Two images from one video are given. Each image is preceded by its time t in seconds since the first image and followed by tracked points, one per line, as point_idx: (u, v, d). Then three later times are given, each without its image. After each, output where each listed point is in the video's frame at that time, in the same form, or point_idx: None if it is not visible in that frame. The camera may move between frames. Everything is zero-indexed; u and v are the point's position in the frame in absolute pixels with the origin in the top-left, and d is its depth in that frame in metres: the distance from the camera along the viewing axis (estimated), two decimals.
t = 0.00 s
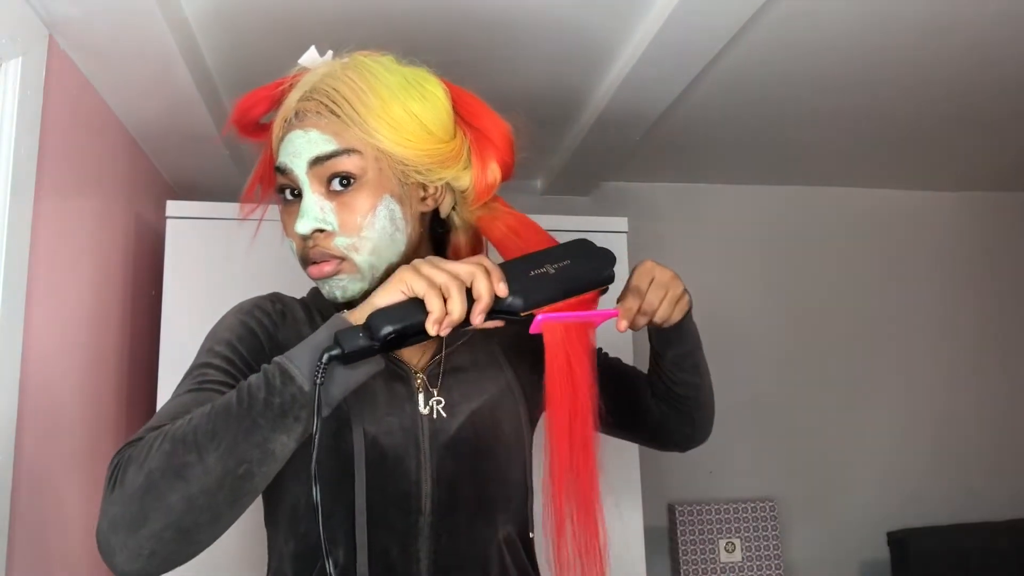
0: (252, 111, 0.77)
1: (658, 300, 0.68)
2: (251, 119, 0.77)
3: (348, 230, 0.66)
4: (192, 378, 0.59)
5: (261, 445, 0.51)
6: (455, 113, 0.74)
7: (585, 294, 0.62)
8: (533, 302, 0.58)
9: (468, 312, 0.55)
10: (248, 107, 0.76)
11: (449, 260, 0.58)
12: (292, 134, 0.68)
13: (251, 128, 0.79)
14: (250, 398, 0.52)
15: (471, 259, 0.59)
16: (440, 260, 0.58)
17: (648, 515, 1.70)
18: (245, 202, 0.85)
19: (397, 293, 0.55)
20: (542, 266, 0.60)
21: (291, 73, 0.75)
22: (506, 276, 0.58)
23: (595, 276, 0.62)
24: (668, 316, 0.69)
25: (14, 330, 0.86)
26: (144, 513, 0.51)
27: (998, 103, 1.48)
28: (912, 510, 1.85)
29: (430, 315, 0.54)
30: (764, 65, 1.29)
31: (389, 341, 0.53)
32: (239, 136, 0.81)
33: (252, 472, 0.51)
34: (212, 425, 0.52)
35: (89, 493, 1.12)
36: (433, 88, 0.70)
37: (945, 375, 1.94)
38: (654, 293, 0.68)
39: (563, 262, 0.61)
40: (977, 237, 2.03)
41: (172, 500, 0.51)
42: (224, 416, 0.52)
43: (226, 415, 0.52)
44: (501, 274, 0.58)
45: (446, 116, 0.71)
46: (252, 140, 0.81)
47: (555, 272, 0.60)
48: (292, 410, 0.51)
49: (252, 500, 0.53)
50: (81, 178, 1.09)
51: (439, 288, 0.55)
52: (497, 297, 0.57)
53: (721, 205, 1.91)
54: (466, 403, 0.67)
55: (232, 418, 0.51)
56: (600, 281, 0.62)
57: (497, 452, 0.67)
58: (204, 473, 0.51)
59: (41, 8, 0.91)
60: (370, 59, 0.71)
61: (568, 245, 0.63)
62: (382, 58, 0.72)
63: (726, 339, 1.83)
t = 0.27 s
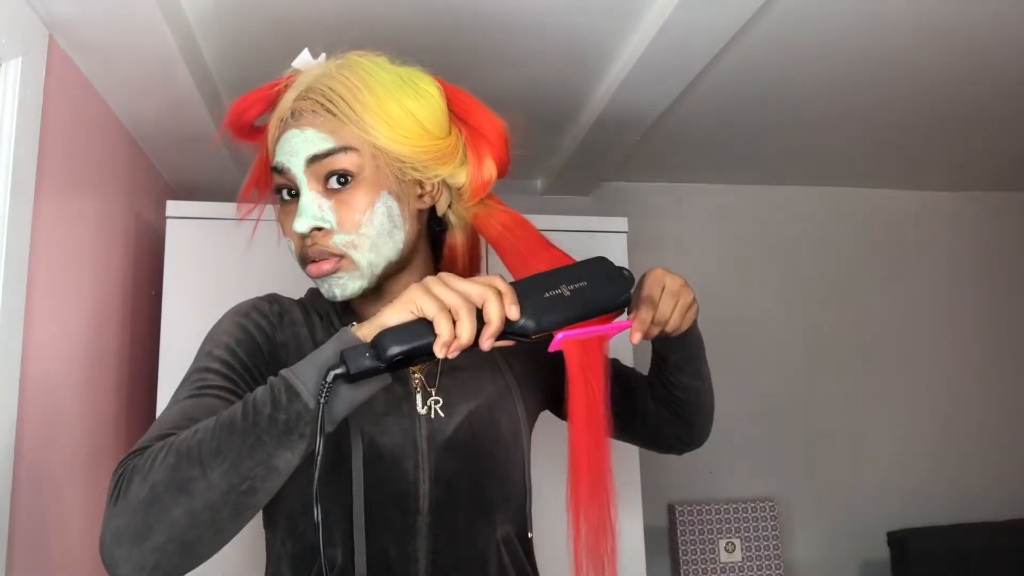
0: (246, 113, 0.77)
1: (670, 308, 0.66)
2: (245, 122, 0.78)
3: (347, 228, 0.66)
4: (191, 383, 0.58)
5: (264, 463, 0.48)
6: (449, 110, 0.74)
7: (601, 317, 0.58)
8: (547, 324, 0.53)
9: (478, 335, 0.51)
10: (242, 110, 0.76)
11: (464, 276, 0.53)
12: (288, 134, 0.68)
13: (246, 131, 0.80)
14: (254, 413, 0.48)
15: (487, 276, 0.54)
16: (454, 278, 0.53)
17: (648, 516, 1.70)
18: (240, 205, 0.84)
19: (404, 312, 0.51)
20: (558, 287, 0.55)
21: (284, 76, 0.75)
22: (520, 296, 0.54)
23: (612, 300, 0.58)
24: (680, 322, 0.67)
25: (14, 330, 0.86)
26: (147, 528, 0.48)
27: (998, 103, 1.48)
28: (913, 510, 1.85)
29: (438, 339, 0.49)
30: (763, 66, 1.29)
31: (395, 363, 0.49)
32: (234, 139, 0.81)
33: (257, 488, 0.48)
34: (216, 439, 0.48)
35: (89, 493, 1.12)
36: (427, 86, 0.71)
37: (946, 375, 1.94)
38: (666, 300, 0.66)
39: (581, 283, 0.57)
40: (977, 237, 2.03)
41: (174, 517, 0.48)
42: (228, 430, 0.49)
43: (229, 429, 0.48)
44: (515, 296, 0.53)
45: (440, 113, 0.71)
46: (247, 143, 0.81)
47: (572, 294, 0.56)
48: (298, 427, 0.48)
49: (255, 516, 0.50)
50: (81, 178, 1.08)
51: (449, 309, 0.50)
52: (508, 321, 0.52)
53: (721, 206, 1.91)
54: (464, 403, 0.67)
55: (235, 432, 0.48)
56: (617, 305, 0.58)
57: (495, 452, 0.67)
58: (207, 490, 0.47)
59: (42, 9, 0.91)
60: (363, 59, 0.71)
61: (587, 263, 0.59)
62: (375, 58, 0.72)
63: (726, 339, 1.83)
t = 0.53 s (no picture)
0: (240, 115, 0.77)
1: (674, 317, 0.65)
2: (238, 124, 0.78)
3: (341, 226, 0.66)
4: (188, 389, 0.55)
5: (266, 474, 0.47)
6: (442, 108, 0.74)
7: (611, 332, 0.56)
8: (553, 340, 0.51)
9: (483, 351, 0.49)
10: (235, 112, 0.76)
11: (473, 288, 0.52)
12: (282, 134, 0.68)
13: (240, 133, 0.80)
14: (256, 423, 0.47)
15: (495, 290, 0.52)
16: (462, 288, 0.52)
17: (649, 515, 1.70)
18: (234, 207, 0.84)
19: (409, 325, 0.49)
20: (567, 301, 0.53)
21: (276, 78, 0.75)
22: (527, 311, 0.51)
23: (621, 317, 0.55)
24: (684, 331, 0.66)
25: (14, 330, 0.86)
26: (148, 539, 0.46)
27: (999, 103, 1.47)
28: (912, 510, 1.85)
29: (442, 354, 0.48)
30: (764, 65, 1.28)
31: (400, 377, 0.47)
32: (228, 142, 0.81)
33: (259, 499, 0.47)
34: (218, 449, 0.47)
35: (88, 493, 1.11)
36: (419, 84, 0.71)
37: (946, 375, 1.94)
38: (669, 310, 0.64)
39: (591, 297, 0.54)
40: (977, 237, 2.03)
41: (176, 528, 0.46)
42: (230, 441, 0.47)
43: (231, 439, 0.47)
44: (522, 311, 0.51)
45: (433, 111, 0.71)
46: (240, 145, 0.81)
47: (580, 309, 0.53)
48: (300, 438, 0.47)
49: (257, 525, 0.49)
50: (81, 178, 1.08)
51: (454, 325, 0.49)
52: (514, 336, 0.50)
53: (721, 206, 1.91)
54: (460, 404, 0.67)
55: (238, 443, 0.47)
56: (627, 321, 0.55)
57: (491, 451, 0.67)
58: (209, 502, 0.46)
59: (43, 9, 0.91)
60: (355, 59, 0.71)
61: (599, 276, 0.57)
62: (367, 57, 0.72)
63: (726, 339, 1.83)
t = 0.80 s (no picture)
0: (235, 117, 0.77)
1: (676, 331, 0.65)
2: (232, 126, 0.78)
3: (338, 226, 0.66)
4: (186, 394, 0.54)
5: (269, 487, 0.45)
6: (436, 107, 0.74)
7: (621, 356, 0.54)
8: (563, 361, 0.49)
9: (490, 373, 0.47)
10: (229, 114, 0.76)
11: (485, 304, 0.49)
12: (277, 134, 0.68)
13: (234, 135, 0.80)
14: (259, 435, 0.46)
15: (508, 308, 0.49)
16: (473, 303, 0.49)
17: (649, 515, 1.70)
18: (231, 208, 0.84)
19: (415, 340, 0.47)
20: (580, 321, 0.51)
21: (270, 80, 0.75)
22: (539, 332, 0.49)
23: (633, 340, 0.53)
24: (685, 345, 0.66)
25: (14, 330, 0.86)
26: (148, 551, 0.45)
27: (998, 103, 1.47)
28: (912, 510, 1.85)
29: (448, 373, 0.45)
30: (763, 65, 1.28)
31: (403, 395, 0.45)
32: (222, 144, 0.81)
33: (260, 513, 0.46)
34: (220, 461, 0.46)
35: (88, 493, 1.11)
36: (413, 83, 0.71)
37: (946, 375, 1.94)
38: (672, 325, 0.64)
39: (605, 318, 0.52)
40: (977, 237, 2.03)
41: (177, 541, 0.45)
42: (232, 453, 0.46)
43: (234, 451, 0.46)
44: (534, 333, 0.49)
45: (428, 110, 0.71)
46: (236, 147, 0.81)
47: (593, 330, 0.51)
48: (303, 453, 0.45)
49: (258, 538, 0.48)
50: (80, 178, 1.08)
51: (461, 342, 0.46)
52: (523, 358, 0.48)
53: (721, 206, 1.91)
54: (458, 403, 0.67)
55: (241, 455, 0.45)
56: (639, 344, 0.53)
57: (489, 449, 0.67)
58: (211, 514, 0.45)
59: (43, 9, 0.91)
60: (350, 59, 0.71)
61: (613, 294, 0.54)
62: (361, 57, 0.72)
63: (726, 339, 1.83)
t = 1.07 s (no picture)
0: (240, 119, 0.77)
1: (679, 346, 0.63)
2: (238, 127, 0.78)
3: (345, 224, 0.66)
4: (191, 396, 0.54)
5: (273, 501, 0.45)
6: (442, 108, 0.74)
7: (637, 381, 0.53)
8: (579, 386, 0.49)
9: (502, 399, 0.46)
10: (235, 116, 0.76)
11: (501, 326, 0.48)
12: (285, 134, 0.68)
13: (240, 137, 0.80)
14: (266, 447, 0.45)
15: (524, 331, 0.48)
16: (489, 324, 0.47)
17: (649, 515, 1.70)
18: (236, 209, 0.84)
19: (426, 360, 0.46)
20: (599, 345, 0.50)
21: (275, 82, 0.75)
22: (555, 357, 0.48)
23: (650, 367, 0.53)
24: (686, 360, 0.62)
25: (14, 330, 0.86)
26: (152, 557, 0.45)
27: (998, 103, 1.48)
28: (912, 510, 1.85)
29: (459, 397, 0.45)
30: (763, 65, 1.29)
31: (413, 417, 0.44)
32: (227, 146, 0.81)
33: (264, 525, 0.45)
34: (226, 471, 0.45)
35: (88, 494, 1.11)
36: (419, 84, 0.71)
37: (946, 375, 1.94)
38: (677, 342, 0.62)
39: (623, 342, 0.52)
40: (977, 237, 2.03)
41: (180, 548, 0.45)
42: (238, 463, 0.46)
43: (240, 462, 0.45)
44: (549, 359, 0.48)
45: (434, 111, 0.71)
46: (241, 149, 0.82)
47: (611, 354, 0.51)
48: (309, 468, 0.45)
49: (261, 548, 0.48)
50: (80, 178, 1.09)
51: (474, 366, 0.45)
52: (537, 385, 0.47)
53: (721, 206, 1.91)
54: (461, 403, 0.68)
55: (246, 466, 0.45)
56: (656, 370, 0.53)
57: (491, 450, 0.67)
58: (215, 524, 0.45)
59: (43, 9, 0.91)
60: (356, 60, 0.71)
61: (634, 317, 0.54)
62: (367, 58, 0.72)
63: (726, 339, 1.83)
